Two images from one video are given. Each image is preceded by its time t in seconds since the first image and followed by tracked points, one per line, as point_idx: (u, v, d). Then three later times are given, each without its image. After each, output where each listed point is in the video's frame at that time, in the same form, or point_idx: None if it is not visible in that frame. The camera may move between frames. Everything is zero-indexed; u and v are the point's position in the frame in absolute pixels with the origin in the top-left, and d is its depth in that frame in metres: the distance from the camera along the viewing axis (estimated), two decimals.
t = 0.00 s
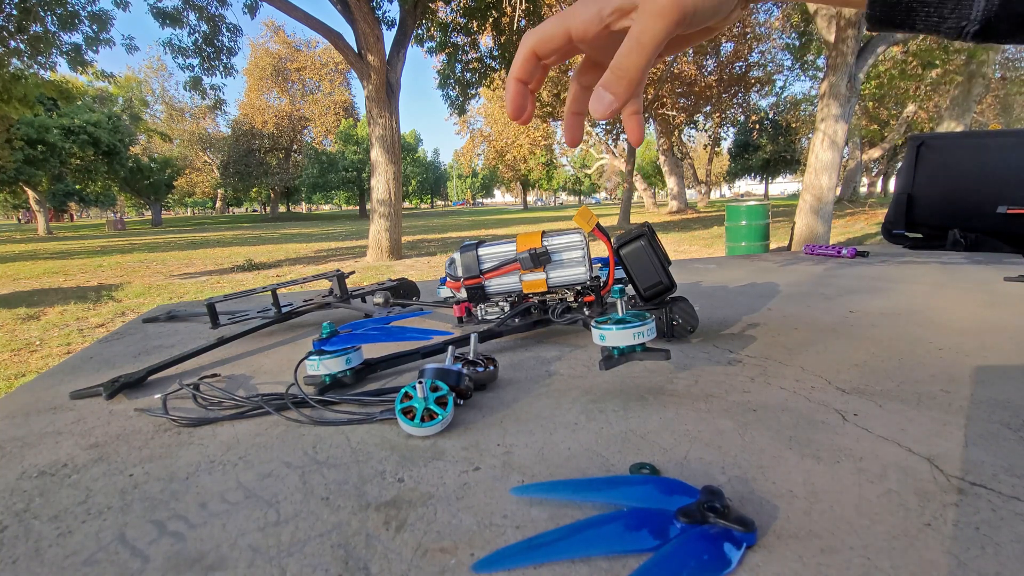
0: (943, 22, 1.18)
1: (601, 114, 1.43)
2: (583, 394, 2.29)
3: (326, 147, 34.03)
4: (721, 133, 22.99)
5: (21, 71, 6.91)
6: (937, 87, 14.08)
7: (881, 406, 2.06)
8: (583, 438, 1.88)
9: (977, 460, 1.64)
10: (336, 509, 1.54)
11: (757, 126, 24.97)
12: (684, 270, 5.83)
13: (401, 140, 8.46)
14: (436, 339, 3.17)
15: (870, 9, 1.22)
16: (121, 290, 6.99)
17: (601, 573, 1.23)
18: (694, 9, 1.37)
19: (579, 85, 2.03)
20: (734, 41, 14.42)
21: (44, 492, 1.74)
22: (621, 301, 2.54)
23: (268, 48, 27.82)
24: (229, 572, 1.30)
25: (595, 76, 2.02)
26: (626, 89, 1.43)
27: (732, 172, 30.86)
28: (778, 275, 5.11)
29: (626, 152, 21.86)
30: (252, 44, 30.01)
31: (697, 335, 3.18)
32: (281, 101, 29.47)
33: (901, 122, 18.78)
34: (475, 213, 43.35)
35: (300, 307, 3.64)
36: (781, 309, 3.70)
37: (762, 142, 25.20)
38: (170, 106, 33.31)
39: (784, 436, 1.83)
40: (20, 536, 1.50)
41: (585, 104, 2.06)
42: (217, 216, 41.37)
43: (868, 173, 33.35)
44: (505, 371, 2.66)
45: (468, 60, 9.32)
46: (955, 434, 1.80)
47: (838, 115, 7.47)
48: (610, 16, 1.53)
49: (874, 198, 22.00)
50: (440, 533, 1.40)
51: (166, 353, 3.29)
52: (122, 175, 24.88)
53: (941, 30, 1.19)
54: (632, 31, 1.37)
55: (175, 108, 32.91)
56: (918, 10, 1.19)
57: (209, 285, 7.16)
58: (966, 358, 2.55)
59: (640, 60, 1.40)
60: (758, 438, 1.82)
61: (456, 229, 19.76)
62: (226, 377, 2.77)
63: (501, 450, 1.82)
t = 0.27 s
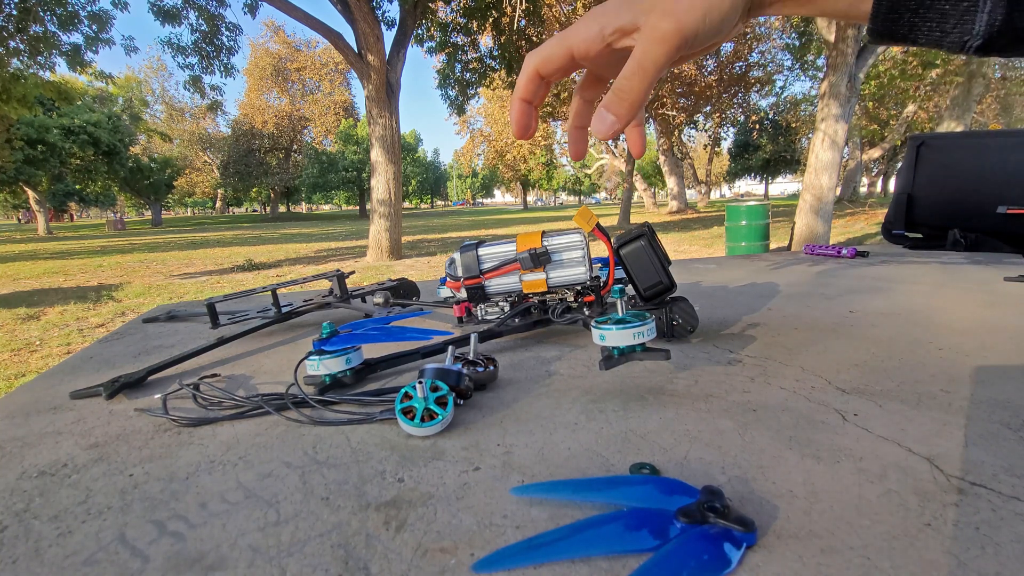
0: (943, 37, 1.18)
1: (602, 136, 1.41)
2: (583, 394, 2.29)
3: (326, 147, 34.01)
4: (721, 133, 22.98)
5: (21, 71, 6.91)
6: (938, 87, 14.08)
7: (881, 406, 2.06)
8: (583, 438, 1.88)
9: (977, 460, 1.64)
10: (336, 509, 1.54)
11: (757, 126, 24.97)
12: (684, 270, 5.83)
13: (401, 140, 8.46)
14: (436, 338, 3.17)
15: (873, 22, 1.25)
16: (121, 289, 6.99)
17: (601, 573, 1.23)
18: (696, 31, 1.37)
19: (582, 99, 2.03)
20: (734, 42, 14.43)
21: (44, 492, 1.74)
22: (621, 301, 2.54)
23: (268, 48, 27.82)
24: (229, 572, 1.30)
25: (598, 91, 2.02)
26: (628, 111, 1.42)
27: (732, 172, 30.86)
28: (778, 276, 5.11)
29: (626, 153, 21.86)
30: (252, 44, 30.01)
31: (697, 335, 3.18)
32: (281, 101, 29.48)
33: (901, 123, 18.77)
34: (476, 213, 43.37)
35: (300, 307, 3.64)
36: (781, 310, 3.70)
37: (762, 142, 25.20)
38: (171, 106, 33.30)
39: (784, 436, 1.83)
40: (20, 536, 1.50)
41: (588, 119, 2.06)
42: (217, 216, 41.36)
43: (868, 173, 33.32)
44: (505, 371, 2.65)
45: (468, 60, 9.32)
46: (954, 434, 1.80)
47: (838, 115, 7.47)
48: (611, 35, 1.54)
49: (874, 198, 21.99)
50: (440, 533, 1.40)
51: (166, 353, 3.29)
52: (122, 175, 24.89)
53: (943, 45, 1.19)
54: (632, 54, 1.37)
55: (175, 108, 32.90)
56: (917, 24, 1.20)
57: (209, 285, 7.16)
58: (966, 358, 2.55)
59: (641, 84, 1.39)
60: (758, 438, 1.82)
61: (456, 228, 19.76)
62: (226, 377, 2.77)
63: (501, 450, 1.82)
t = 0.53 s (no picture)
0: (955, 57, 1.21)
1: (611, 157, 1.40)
2: (583, 394, 2.29)
3: (326, 147, 33.99)
4: (721, 133, 22.97)
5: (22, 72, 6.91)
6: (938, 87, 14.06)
7: (881, 406, 2.06)
8: (583, 438, 1.88)
9: (977, 460, 1.64)
10: (336, 509, 1.53)
11: (757, 126, 24.97)
12: (684, 270, 5.83)
13: (401, 140, 8.46)
14: (436, 339, 3.17)
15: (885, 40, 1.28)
16: (121, 289, 6.99)
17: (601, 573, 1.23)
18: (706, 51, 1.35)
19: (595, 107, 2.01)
20: (734, 42, 14.43)
21: (44, 492, 1.73)
22: (621, 301, 2.54)
23: (268, 47, 27.84)
24: (228, 573, 1.30)
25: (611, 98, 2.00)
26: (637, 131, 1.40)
27: (732, 172, 30.86)
28: (778, 275, 5.11)
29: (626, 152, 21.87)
30: (252, 44, 30.03)
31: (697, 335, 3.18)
32: (281, 101, 29.49)
33: (901, 122, 18.75)
34: (476, 213, 43.37)
35: (300, 307, 3.64)
36: (781, 309, 3.70)
37: (762, 142, 25.18)
38: (170, 106, 33.29)
39: (784, 436, 1.83)
40: (20, 536, 1.50)
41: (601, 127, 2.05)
42: (218, 216, 41.37)
43: (867, 173, 33.28)
44: (505, 371, 2.65)
45: (468, 60, 9.32)
46: (955, 435, 1.80)
47: (838, 115, 7.47)
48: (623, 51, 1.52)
49: (874, 198, 21.98)
50: (440, 533, 1.40)
51: (166, 353, 3.29)
52: (122, 175, 24.90)
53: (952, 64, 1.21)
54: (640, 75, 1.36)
55: (175, 108, 32.90)
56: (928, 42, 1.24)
57: (209, 285, 7.16)
58: (966, 358, 2.55)
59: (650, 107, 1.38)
60: (759, 439, 1.81)
61: (456, 228, 19.75)
62: (226, 377, 2.77)
63: (501, 450, 1.82)
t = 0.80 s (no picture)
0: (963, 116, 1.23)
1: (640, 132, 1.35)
2: (583, 394, 2.29)
3: (326, 148, 34.00)
4: (721, 133, 22.97)
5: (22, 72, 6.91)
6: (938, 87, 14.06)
7: (881, 406, 2.06)
8: (583, 438, 1.88)
9: (977, 460, 1.64)
10: (336, 509, 1.53)
11: (757, 126, 24.96)
12: (684, 270, 5.83)
13: (401, 140, 8.46)
14: (436, 339, 3.17)
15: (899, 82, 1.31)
16: (121, 289, 6.99)
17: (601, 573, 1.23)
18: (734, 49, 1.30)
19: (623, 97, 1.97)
20: (734, 41, 14.43)
21: (44, 492, 1.74)
22: (621, 301, 2.54)
23: (268, 47, 27.84)
24: (229, 573, 1.30)
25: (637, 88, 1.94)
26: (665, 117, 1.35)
27: (732, 172, 30.84)
28: (779, 275, 5.11)
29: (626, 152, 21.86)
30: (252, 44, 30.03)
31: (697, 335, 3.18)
32: (281, 101, 29.50)
33: (901, 122, 18.75)
34: (476, 213, 43.37)
35: (300, 307, 3.64)
36: (781, 309, 3.70)
37: (762, 142, 25.17)
38: (170, 106, 33.28)
39: (784, 436, 1.83)
40: (20, 536, 1.50)
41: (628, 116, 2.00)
42: (217, 216, 41.38)
43: (867, 173, 33.26)
44: (504, 371, 2.66)
45: (468, 60, 9.32)
46: (955, 435, 1.80)
47: (838, 115, 7.47)
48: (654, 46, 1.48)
49: (874, 198, 21.97)
50: (440, 533, 1.40)
51: (166, 353, 3.29)
52: (122, 175, 24.92)
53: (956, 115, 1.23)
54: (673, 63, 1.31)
55: (175, 108, 32.89)
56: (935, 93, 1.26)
57: (210, 285, 7.16)
58: (966, 358, 2.55)
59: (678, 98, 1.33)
60: (759, 439, 1.81)
61: (457, 228, 19.74)
62: (226, 377, 2.77)
63: (501, 450, 1.82)
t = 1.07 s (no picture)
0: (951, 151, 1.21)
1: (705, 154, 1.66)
2: (583, 394, 2.29)
3: (326, 148, 34.00)
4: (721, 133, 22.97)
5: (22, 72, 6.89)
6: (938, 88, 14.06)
7: (881, 406, 2.06)
8: (583, 438, 1.88)
9: (977, 460, 1.64)
10: (336, 509, 1.53)
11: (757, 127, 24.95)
12: (684, 270, 5.83)
13: (401, 140, 8.46)
14: (436, 338, 3.16)
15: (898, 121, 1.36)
16: (121, 289, 7.00)
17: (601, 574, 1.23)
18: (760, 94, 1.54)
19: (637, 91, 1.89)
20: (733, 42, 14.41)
21: (44, 492, 1.74)
22: (621, 301, 2.54)
23: (268, 48, 27.84)
24: (229, 573, 1.30)
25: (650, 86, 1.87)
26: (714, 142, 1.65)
27: (732, 172, 30.84)
28: (778, 275, 5.11)
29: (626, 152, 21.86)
30: (252, 44, 30.02)
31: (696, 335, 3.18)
32: (281, 101, 29.49)
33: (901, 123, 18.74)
34: (476, 213, 43.37)
35: (300, 307, 3.64)
36: (780, 309, 3.70)
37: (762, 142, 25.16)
38: (170, 106, 33.28)
39: (784, 436, 1.83)
40: (21, 536, 1.50)
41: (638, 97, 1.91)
42: (217, 216, 41.36)
43: (867, 173, 33.23)
44: (504, 371, 2.65)
45: (468, 60, 9.31)
46: (954, 435, 1.80)
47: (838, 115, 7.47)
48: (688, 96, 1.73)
49: (874, 198, 21.98)
50: (440, 533, 1.40)
51: (166, 353, 3.29)
52: (122, 175, 24.92)
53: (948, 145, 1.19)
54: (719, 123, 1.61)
55: (175, 108, 32.90)
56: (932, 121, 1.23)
57: (210, 285, 7.16)
58: (966, 358, 2.55)
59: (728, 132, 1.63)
60: (759, 438, 1.81)
61: (457, 228, 19.73)
62: (226, 377, 2.77)
63: (501, 450, 1.82)
